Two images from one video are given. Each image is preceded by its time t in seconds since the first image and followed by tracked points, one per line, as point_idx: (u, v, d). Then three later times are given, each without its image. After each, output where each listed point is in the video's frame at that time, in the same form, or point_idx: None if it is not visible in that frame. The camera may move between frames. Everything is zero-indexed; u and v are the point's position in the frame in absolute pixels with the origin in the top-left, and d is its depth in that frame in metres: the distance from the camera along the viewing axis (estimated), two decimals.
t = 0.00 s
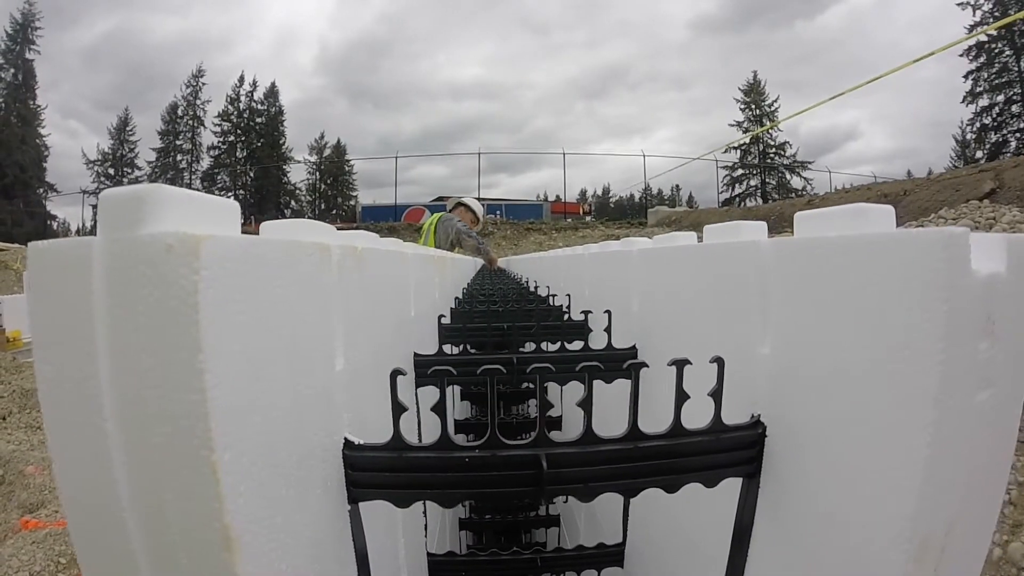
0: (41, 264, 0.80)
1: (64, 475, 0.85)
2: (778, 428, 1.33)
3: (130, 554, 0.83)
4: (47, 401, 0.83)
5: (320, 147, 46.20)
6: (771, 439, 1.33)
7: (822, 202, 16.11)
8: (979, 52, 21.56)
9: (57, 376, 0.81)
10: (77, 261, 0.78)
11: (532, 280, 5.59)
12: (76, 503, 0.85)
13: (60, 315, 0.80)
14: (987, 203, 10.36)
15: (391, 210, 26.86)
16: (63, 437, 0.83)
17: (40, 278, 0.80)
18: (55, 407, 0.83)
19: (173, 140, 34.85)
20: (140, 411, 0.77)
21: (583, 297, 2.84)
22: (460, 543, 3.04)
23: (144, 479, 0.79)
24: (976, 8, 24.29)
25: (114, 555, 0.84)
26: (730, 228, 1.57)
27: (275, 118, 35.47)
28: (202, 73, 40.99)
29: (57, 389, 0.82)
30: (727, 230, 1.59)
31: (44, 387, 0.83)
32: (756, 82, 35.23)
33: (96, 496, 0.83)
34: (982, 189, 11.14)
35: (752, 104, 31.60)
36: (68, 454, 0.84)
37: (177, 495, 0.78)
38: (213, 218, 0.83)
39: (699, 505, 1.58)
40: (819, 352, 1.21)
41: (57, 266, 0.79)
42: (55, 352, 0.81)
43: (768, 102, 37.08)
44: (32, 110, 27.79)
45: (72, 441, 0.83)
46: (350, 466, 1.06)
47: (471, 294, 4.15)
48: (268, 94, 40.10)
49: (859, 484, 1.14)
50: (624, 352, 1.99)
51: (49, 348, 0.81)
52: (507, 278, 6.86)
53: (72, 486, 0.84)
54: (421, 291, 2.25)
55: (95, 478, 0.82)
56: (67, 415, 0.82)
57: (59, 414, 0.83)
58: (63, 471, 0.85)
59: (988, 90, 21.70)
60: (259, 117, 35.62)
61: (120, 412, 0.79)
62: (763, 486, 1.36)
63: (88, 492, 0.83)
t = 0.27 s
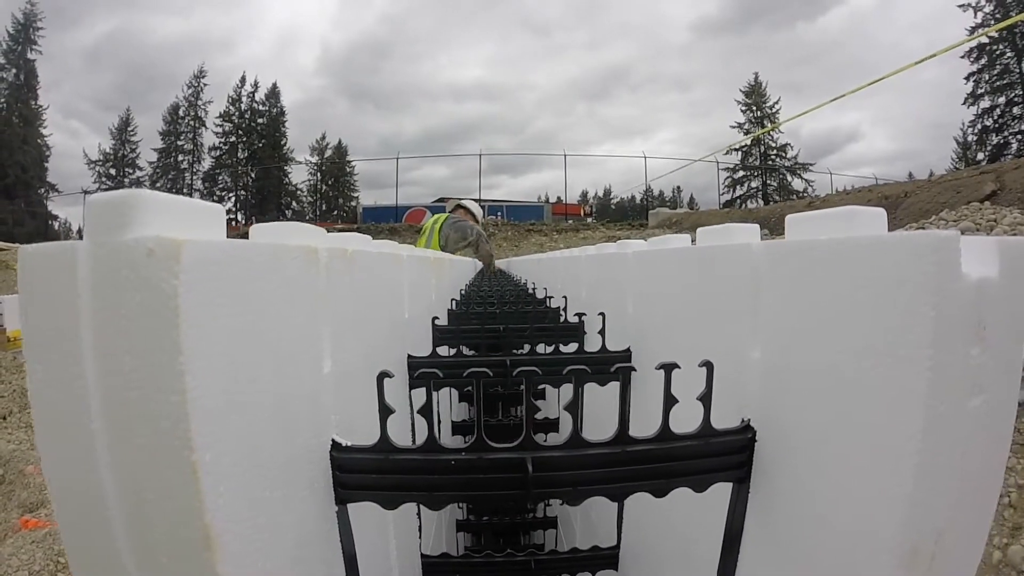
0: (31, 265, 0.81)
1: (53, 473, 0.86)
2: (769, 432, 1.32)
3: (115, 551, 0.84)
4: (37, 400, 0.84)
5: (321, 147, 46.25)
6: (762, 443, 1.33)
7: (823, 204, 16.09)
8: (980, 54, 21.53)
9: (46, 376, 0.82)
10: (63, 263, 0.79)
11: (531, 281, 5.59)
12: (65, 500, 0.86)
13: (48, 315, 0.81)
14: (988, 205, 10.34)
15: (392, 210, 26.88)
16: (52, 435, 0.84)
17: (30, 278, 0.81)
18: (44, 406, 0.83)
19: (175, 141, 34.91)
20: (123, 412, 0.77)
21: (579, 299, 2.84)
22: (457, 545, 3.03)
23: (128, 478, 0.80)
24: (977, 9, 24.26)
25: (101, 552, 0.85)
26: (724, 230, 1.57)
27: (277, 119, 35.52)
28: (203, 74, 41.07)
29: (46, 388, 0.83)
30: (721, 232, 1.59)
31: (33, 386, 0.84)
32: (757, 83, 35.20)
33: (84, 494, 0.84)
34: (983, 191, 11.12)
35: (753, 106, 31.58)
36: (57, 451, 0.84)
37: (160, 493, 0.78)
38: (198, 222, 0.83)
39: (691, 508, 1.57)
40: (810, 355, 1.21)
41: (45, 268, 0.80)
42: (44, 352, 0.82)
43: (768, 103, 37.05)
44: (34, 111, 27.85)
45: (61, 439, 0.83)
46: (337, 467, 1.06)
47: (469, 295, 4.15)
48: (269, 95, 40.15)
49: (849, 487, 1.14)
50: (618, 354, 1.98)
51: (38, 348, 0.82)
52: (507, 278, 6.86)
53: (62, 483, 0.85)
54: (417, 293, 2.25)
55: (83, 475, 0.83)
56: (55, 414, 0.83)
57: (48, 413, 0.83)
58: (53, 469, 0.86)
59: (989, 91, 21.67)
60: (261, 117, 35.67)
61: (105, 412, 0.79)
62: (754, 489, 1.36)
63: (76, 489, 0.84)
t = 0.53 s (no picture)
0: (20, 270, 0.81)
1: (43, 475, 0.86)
2: (760, 436, 1.31)
3: (102, 552, 0.84)
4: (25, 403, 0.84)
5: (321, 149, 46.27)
6: (751, 446, 1.33)
7: (823, 204, 16.09)
8: (980, 54, 21.52)
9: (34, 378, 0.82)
10: (49, 269, 0.79)
11: (529, 283, 5.59)
12: (54, 501, 0.86)
13: (35, 318, 0.81)
14: (987, 204, 10.33)
15: (392, 212, 26.92)
16: (42, 437, 0.84)
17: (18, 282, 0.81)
18: (33, 408, 0.84)
19: (175, 143, 34.95)
20: (106, 414, 0.77)
21: (575, 300, 2.84)
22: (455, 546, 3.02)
23: (111, 480, 0.80)
24: (976, 9, 24.25)
25: (89, 555, 0.86)
26: (715, 232, 1.56)
27: (276, 121, 35.57)
28: (202, 77, 41.15)
29: (35, 390, 0.83)
30: (713, 234, 1.59)
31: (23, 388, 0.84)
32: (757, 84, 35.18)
33: (71, 495, 0.84)
34: (982, 190, 11.11)
35: (753, 106, 31.63)
36: (46, 453, 0.85)
37: (141, 495, 0.78)
38: (181, 229, 0.84)
39: (684, 510, 1.57)
40: (799, 357, 1.20)
41: (31, 272, 0.80)
42: (32, 355, 0.82)
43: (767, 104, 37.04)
44: (34, 113, 27.88)
45: (49, 441, 0.84)
46: (324, 470, 1.07)
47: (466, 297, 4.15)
48: (269, 97, 40.18)
49: (836, 490, 1.14)
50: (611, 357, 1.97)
51: (28, 351, 0.82)
52: (505, 280, 6.85)
53: (51, 485, 0.85)
54: (410, 296, 2.25)
55: (70, 476, 0.83)
56: (43, 416, 0.83)
57: (38, 415, 0.84)
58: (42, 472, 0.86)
59: (988, 91, 21.64)
60: (260, 120, 35.71)
61: (89, 415, 0.80)
62: (744, 492, 1.35)
63: (64, 490, 0.84)
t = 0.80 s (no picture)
0: (13, 270, 0.81)
1: (37, 474, 0.87)
2: (753, 438, 1.31)
3: (92, 550, 0.84)
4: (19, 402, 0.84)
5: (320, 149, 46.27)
6: (745, 447, 1.33)
7: (822, 204, 16.08)
8: (980, 53, 21.51)
9: (28, 378, 0.83)
10: (40, 269, 0.79)
11: (528, 283, 5.59)
12: (47, 499, 0.87)
13: (28, 318, 0.81)
14: (987, 204, 10.32)
15: (391, 212, 26.92)
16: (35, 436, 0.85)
17: (12, 282, 0.81)
18: (27, 408, 0.84)
19: (175, 143, 34.94)
20: (95, 414, 0.77)
21: (572, 300, 2.83)
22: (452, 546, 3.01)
23: (100, 479, 0.80)
24: (976, 8, 24.24)
25: (82, 555, 0.86)
26: (710, 232, 1.56)
27: (276, 120, 35.57)
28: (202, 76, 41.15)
29: (28, 390, 0.83)
30: (708, 235, 1.58)
31: (17, 388, 0.85)
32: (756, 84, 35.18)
33: (63, 494, 0.84)
34: (982, 191, 11.09)
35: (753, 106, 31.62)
36: (39, 452, 0.85)
37: (130, 494, 0.78)
38: (171, 230, 0.84)
39: (679, 510, 1.57)
40: (792, 358, 1.20)
41: (24, 272, 0.80)
42: (26, 355, 0.82)
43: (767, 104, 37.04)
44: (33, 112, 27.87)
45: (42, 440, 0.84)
46: (316, 470, 1.07)
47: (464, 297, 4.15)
48: (269, 96, 40.17)
49: (828, 491, 1.13)
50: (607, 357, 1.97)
51: (22, 350, 0.82)
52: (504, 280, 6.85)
53: (44, 483, 0.86)
54: (406, 296, 2.24)
55: (63, 475, 0.83)
56: (36, 416, 0.84)
57: (31, 414, 0.84)
58: (37, 473, 0.86)
59: (988, 91, 21.62)
60: (260, 119, 35.70)
61: (80, 415, 0.80)
62: (737, 492, 1.35)
63: (57, 489, 0.85)
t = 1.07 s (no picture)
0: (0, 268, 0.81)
1: (26, 471, 0.87)
2: (746, 437, 1.30)
3: (79, 548, 0.84)
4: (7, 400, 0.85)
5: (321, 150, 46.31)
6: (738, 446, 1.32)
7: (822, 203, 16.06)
8: (980, 52, 21.48)
9: (16, 376, 0.83)
10: (26, 268, 0.79)
11: (526, 283, 5.59)
12: (36, 496, 0.87)
13: (16, 316, 0.81)
14: (987, 203, 10.31)
15: (391, 213, 26.93)
16: (24, 433, 0.85)
17: None
18: (16, 405, 0.84)
19: (175, 144, 34.97)
20: (79, 412, 0.77)
21: (568, 300, 2.83)
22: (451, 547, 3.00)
23: (85, 477, 0.80)
24: (976, 7, 24.24)
25: (71, 552, 0.86)
26: (704, 231, 1.56)
27: (276, 121, 35.60)
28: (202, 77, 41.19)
29: (17, 387, 0.83)
30: (702, 233, 1.58)
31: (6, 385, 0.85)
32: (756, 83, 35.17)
33: (51, 491, 0.85)
34: (982, 189, 11.07)
35: (752, 106, 31.62)
36: (28, 450, 0.85)
37: (115, 492, 0.79)
38: (157, 229, 0.84)
39: (674, 510, 1.56)
40: (784, 357, 1.20)
41: (10, 271, 0.80)
42: (14, 353, 0.83)
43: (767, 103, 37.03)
44: (33, 114, 27.89)
45: (30, 437, 0.84)
46: (305, 470, 1.06)
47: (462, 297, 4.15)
48: (269, 97, 40.21)
49: (820, 491, 1.13)
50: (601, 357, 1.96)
51: (10, 348, 0.83)
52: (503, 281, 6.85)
53: (33, 480, 0.86)
54: (400, 296, 2.24)
55: (50, 473, 0.83)
56: (24, 413, 0.84)
57: (19, 412, 0.85)
58: (28, 471, 0.87)
59: (988, 90, 21.59)
60: (260, 120, 35.73)
61: (64, 413, 0.80)
62: (730, 492, 1.35)
63: (45, 485, 0.85)
